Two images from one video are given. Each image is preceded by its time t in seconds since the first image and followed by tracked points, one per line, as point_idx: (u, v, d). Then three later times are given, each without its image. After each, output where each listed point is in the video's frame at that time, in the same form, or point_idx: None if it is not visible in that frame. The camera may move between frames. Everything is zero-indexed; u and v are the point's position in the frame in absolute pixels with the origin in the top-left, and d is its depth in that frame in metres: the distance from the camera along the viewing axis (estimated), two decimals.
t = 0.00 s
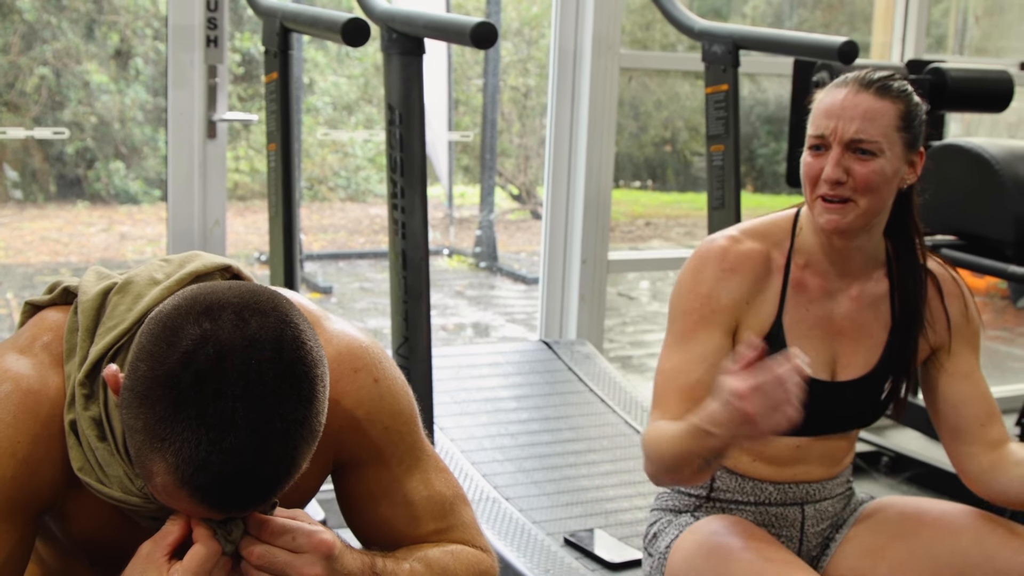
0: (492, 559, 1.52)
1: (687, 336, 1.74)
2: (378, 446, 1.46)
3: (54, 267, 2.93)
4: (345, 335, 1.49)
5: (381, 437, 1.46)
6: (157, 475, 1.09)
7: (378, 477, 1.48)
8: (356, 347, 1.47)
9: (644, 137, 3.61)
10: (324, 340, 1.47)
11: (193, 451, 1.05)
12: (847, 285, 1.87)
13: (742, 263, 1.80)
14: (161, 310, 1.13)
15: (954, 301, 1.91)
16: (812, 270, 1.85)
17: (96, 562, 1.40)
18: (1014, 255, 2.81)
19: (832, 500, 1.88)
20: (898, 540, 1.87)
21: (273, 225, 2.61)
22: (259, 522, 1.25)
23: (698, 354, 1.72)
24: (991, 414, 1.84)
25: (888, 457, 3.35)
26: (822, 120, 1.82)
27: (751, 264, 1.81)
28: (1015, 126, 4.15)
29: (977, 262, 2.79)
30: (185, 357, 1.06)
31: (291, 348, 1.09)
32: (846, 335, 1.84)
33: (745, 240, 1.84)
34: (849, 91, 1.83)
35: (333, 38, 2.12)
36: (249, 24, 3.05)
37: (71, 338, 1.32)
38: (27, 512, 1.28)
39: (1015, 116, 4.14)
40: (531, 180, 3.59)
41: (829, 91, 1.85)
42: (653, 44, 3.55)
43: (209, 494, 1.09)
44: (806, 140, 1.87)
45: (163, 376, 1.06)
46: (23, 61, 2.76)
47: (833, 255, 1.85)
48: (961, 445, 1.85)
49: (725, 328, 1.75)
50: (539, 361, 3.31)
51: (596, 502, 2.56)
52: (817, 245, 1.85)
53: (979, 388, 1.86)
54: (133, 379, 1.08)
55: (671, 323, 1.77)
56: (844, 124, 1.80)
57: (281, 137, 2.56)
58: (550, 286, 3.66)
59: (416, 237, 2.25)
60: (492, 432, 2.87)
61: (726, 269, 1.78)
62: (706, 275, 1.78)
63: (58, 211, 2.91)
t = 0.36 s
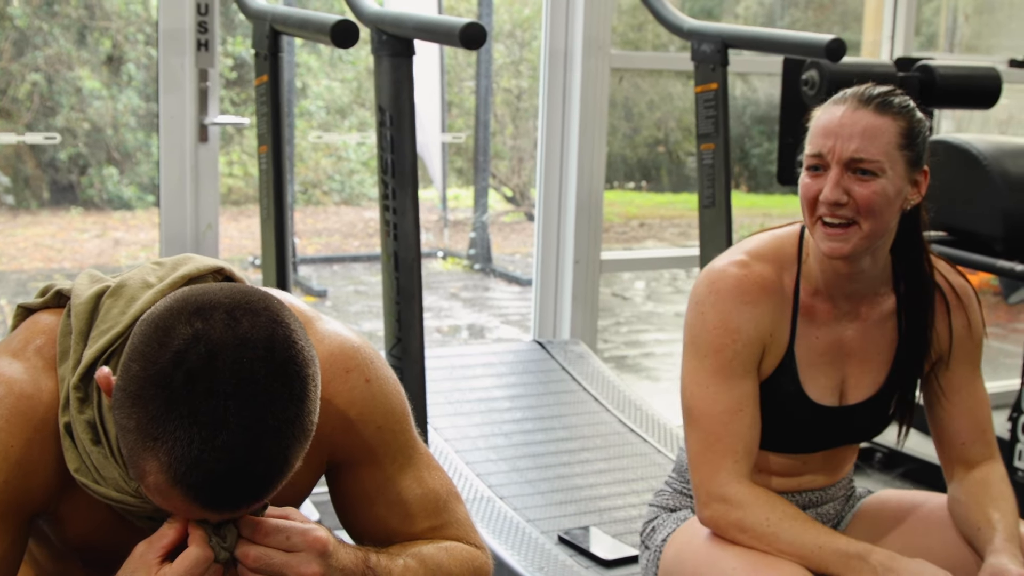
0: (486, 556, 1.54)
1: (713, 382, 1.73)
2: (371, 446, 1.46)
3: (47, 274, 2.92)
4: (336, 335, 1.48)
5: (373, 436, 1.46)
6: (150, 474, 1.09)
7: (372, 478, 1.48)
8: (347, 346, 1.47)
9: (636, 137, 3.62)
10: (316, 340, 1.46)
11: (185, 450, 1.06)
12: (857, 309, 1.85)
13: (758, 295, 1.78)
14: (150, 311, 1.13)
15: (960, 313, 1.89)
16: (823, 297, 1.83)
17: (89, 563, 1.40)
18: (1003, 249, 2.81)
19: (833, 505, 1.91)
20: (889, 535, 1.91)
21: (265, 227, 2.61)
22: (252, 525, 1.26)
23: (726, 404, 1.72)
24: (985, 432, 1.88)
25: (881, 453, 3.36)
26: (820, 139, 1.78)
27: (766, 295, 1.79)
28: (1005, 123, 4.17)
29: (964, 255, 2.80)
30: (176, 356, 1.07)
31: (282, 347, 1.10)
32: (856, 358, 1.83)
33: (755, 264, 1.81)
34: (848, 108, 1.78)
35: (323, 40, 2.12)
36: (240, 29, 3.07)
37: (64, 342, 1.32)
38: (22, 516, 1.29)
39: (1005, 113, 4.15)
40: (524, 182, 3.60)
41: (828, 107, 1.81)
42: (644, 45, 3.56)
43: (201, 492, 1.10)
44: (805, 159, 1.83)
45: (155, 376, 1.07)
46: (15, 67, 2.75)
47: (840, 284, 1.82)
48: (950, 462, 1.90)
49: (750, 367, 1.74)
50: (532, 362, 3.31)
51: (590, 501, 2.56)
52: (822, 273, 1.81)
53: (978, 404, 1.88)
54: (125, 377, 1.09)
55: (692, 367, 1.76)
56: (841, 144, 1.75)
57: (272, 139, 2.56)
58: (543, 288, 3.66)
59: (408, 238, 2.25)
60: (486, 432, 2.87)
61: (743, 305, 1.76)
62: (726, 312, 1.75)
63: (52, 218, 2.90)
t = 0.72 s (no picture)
0: (470, 556, 1.54)
1: (715, 402, 1.72)
2: (355, 443, 1.47)
3: (34, 269, 2.92)
4: (323, 333, 1.48)
5: (358, 435, 1.46)
6: (139, 402, 1.11)
7: (358, 478, 1.48)
8: (332, 345, 1.47)
9: (625, 138, 3.63)
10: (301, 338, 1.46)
11: (170, 360, 1.08)
12: (864, 356, 1.82)
13: (772, 321, 1.76)
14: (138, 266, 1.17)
15: (968, 352, 1.86)
16: (834, 342, 1.80)
17: (73, 559, 1.40)
18: (986, 254, 2.82)
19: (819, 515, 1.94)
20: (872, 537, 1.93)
21: (254, 225, 2.61)
22: (234, 506, 1.28)
23: (722, 426, 1.71)
24: (985, 454, 1.88)
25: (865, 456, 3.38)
26: (854, 193, 1.73)
27: (780, 326, 1.76)
28: (991, 129, 4.19)
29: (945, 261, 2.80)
30: (160, 272, 1.11)
31: (263, 267, 1.14)
32: (858, 401, 1.82)
33: (777, 291, 1.79)
34: (885, 162, 1.73)
35: (313, 40, 2.12)
36: (231, 25, 3.06)
37: (49, 335, 1.33)
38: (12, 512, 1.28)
39: (991, 118, 4.17)
40: (513, 182, 3.60)
41: (859, 156, 1.75)
42: (634, 47, 3.57)
43: (189, 420, 1.10)
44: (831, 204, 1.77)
45: (139, 293, 1.10)
46: (4, 60, 2.75)
47: (852, 334, 1.78)
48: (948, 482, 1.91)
49: (754, 394, 1.73)
50: (519, 362, 3.31)
51: (575, 501, 2.57)
52: (840, 323, 1.78)
53: (980, 429, 1.88)
54: (111, 306, 1.12)
55: (698, 387, 1.74)
56: (879, 202, 1.71)
57: (262, 138, 2.56)
58: (531, 286, 3.66)
59: (396, 237, 2.25)
60: (472, 432, 2.87)
61: (756, 331, 1.74)
62: (739, 334, 1.73)
63: (39, 212, 2.89)
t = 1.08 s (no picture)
0: (461, 556, 1.55)
1: (714, 415, 1.70)
2: (345, 444, 1.48)
3: (24, 271, 2.93)
4: (315, 336, 1.49)
5: (349, 437, 1.47)
6: (142, 401, 1.13)
7: (348, 479, 1.50)
8: (324, 348, 1.48)
9: (615, 142, 3.64)
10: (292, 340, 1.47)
11: (175, 359, 1.11)
12: (871, 375, 1.80)
13: (779, 339, 1.72)
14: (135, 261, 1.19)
15: (974, 371, 1.83)
16: (844, 362, 1.78)
17: (66, 556, 1.40)
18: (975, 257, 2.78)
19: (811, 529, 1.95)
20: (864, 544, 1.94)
21: (246, 228, 2.62)
22: (228, 511, 1.28)
23: (719, 440, 1.69)
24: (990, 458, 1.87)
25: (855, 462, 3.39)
26: (904, 232, 1.64)
27: (789, 346, 1.73)
28: (982, 133, 4.21)
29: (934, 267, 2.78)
30: (163, 275, 1.13)
31: (264, 270, 1.17)
32: (864, 424, 1.80)
33: (791, 309, 1.75)
34: (927, 199, 1.65)
35: (305, 44, 2.13)
36: (224, 28, 3.06)
37: (46, 337, 1.34)
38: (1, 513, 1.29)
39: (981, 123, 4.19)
40: (503, 186, 3.61)
41: (901, 189, 1.67)
42: (625, 50, 3.58)
43: (193, 419, 1.12)
44: (863, 236, 1.69)
45: (144, 292, 1.13)
46: None
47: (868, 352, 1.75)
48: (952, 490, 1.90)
49: (755, 411, 1.71)
50: (509, 365, 3.32)
51: (565, 505, 2.58)
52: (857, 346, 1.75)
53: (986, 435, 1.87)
54: (114, 305, 1.15)
55: (704, 403, 1.71)
56: (930, 243, 1.64)
57: (253, 141, 2.56)
58: (521, 288, 3.67)
59: (387, 241, 2.26)
60: (461, 435, 2.88)
61: (766, 348, 1.71)
62: (745, 351, 1.71)
63: (30, 214, 2.91)
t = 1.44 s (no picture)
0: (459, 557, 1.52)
1: (707, 407, 1.71)
2: (350, 438, 1.49)
3: (24, 271, 2.94)
4: (317, 332, 1.52)
5: (355, 432, 1.49)
6: (170, 291, 1.15)
7: (355, 473, 1.50)
8: (327, 343, 1.50)
9: (614, 146, 3.65)
10: (296, 337, 1.49)
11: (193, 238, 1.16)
12: (856, 344, 1.84)
13: (763, 327, 1.74)
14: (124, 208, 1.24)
15: (951, 346, 1.87)
16: (826, 337, 1.81)
17: (67, 553, 1.42)
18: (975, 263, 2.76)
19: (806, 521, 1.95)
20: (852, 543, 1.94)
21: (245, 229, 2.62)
22: None
23: (714, 431, 1.70)
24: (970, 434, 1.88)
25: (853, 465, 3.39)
26: (869, 195, 1.72)
27: (772, 331, 1.76)
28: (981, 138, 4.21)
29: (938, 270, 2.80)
30: (154, 183, 1.20)
31: (244, 164, 1.25)
32: (853, 398, 1.83)
33: (769, 296, 1.78)
34: (891, 161, 1.73)
35: (306, 45, 2.13)
36: (222, 30, 3.07)
37: (57, 330, 1.35)
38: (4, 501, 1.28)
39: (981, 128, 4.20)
40: (501, 188, 3.61)
41: (865, 156, 1.74)
42: (624, 53, 3.58)
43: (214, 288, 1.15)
44: (834, 206, 1.77)
45: (145, 198, 1.18)
46: None
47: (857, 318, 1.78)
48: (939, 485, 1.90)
49: (745, 398, 1.72)
50: (508, 367, 3.33)
51: (563, 506, 2.57)
52: (838, 315, 1.79)
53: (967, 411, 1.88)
54: (116, 228, 1.20)
55: (693, 391, 1.73)
56: (895, 202, 1.71)
57: (253, 143, 2.57)
58: (520, 296, 3.68)
59: (387, 243, 2.26)
60: (460, 436, 2.89)
61: (749, 335, 1.73)
62: (731, 339, 1.72)
63: (30, 215, 2.92)
